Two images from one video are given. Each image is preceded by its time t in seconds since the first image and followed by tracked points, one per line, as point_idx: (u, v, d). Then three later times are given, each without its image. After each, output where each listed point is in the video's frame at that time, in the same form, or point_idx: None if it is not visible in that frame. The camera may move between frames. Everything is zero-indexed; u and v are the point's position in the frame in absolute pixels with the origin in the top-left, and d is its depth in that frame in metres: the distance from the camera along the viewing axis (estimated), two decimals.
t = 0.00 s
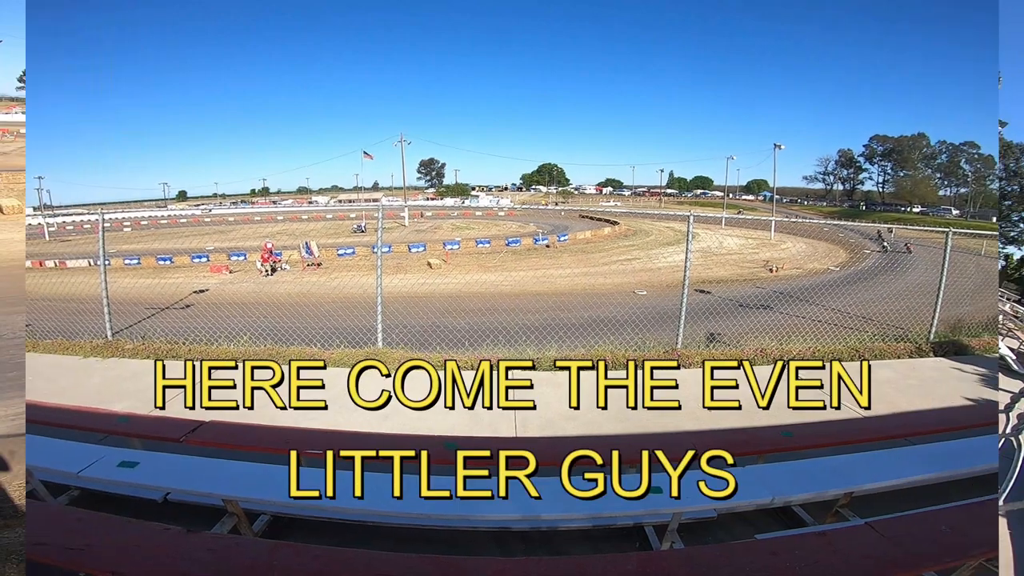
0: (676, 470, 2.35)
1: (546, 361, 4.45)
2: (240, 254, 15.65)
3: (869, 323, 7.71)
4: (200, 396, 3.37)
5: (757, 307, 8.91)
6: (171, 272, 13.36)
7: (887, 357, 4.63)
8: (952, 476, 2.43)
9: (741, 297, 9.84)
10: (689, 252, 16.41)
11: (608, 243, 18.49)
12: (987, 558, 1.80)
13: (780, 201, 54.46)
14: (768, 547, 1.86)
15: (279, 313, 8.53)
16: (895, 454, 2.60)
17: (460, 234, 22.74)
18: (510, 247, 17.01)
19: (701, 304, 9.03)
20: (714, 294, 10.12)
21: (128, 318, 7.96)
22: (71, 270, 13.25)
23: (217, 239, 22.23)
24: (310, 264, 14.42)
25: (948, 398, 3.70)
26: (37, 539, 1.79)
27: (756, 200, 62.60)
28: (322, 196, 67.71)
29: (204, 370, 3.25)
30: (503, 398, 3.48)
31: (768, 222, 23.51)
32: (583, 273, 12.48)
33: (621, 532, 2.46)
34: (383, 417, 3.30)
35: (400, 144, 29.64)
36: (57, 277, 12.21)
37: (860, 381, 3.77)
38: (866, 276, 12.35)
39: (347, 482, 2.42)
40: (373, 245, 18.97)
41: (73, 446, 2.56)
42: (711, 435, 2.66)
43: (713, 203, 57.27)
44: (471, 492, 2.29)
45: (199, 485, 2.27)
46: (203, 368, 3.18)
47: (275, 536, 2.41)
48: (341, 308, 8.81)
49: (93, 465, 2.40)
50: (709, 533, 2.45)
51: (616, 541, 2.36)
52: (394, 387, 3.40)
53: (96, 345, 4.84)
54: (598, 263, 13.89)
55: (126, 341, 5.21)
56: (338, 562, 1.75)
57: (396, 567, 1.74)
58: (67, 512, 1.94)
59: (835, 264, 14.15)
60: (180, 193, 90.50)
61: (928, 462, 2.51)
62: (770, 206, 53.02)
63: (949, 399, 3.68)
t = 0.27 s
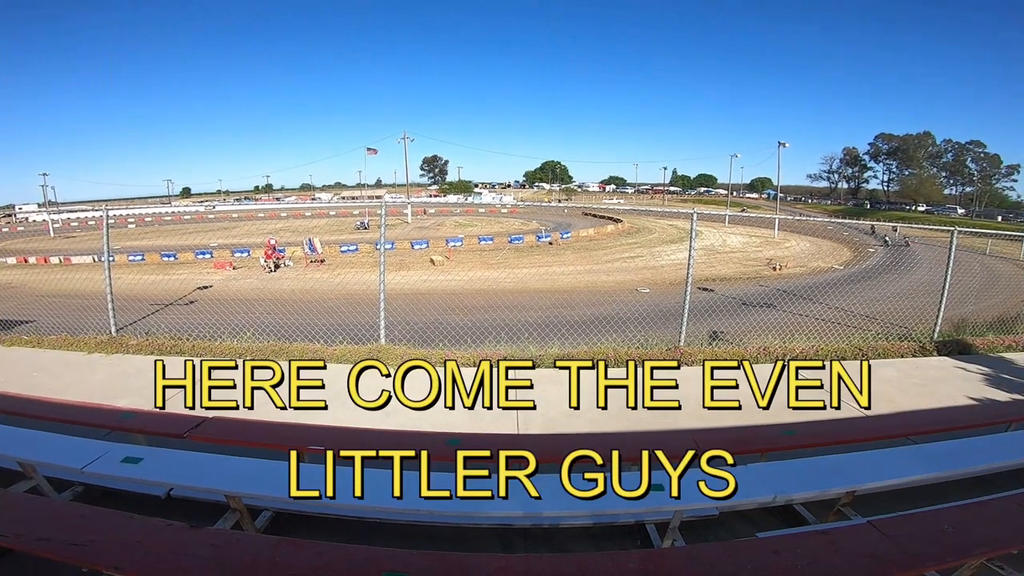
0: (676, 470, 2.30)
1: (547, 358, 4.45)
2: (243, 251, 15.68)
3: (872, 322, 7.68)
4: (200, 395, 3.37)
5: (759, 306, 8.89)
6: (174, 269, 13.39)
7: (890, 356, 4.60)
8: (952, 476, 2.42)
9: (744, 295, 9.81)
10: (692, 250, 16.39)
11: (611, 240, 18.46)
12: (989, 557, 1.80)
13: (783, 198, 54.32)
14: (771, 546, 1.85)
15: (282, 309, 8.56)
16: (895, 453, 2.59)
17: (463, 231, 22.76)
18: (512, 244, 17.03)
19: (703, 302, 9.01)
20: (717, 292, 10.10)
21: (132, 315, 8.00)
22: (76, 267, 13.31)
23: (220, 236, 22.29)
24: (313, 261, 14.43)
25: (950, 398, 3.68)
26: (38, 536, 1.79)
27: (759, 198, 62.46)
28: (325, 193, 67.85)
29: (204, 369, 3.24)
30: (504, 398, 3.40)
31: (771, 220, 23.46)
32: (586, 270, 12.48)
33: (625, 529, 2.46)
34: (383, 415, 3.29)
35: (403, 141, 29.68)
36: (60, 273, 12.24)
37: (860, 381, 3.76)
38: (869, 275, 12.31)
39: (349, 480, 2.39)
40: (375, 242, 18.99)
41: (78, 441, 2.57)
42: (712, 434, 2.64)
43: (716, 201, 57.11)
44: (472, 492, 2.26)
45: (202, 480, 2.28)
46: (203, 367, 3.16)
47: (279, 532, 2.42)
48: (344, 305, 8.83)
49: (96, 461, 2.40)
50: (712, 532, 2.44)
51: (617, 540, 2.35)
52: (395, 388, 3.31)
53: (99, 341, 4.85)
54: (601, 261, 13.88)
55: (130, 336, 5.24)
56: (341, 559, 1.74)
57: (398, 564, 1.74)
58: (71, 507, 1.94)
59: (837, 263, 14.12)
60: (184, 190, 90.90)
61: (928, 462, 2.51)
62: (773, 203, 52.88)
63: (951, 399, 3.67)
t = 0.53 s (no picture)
0: (676, 471, 2.28)
1: (549, 357, 4.45)
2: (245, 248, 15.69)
3: (874, 322, 7.67)
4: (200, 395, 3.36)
5: (761, 305, 8.87)
6: (176, 266, 13.40)
7: (892, 356, 4.59)
8: (953, 476, 2.42)
9: (745, 294, 9.80)
10: (694, 249, 16.38)
11: (612, 239, 18.44)
12: (988, 557, 1.80)
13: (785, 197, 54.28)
14: (770, 545, 1.85)
15: (284, 307, 8.57)
16: (895, 453, 2.59)
17: (465, 229, 22.77)
18: (514, 242, 17.03)
19: (705, 301, 9.00)
20: (719, 291, 10.09)
21: (135, 312, 8.02)
22: (78, 264, 13.34)
23: (223, 233, 22.31)
24: (315, 259, 14.44)
25: (952, 398, 3.67)
26: (41, 533, 1.80)
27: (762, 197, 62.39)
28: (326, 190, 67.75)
29: (204, 369, 3.23)
30: (504, 399, 3.36)
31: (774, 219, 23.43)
32: (588, 269, 12.47)
33: (625, 527, 2.47)
34: (383, 414, 3.29)
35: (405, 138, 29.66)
36: (63, 271, 12.24)
37: (860, 381, 3.75)
38: (872, 274, 12.29)
39: (348, 478, 2.38)
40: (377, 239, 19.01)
41: (80, 438, 2.58)
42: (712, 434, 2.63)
43: (718, 200, 57.00)
44: (472, 493, 2.26)
45: (204, 477, 2.29)
46: (203, 366, 3.16)
47: (280, 528, 2.44)
48: (345, 302, 8.84)
49: (98, 458, 2.41)
50: (712, 530, 2.45)
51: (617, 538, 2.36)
52: (395, 389, 3.28)
53: (102, 338, 4.87)
54: (603, 259, 13.87)
55: (132, 334, 5.25)
56: (342, 557, 1.75)
57: (399, 561, 1.74)
58: (73, 504, 1.95)
59: (839, 262, 14.11)
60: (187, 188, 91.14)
61: (928, 462, 2.51)
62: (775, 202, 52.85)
63: (952, 398, 3.66)
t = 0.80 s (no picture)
0: (676, 471, 2.27)
1: (550, 355, 4.45)
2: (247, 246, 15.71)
3: (876, 321, 7.66)
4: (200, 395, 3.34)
5: (763, 304, 8.85)
6: (178, 264, 13.41)
7: (895, 355, 4.59)
8: (952, 476, 2.42)
9: (747, 293, 9.78)
10: (696, 247, 16.36)
11: (614, 237, 18.44)
12: (988, 556, 1.80)
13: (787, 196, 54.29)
14: (770, 544, 1.85)
15: (285, 304, 8.57)
16: (895, 452, 2.59)
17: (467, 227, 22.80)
18: (516, 240, 17.01)
19: (707, 300, 8.99)
20: (720, 289, 10.08)
21: (136, 309, 8.02)
22: (80, 261, 13.34)
23: (224, 231, 22.31)
24: (317, 256, 14.46)
25: (953, 398, 3.67)
26: (43, 530, 1.81)
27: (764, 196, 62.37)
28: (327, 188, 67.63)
29: (204, 369, 3.21)
30: (504, 398, 3.33)
31: (775, 218, 23.42)
32: (589, 267, 12.45)
33: (626, 525, 2.47)
34: (382, 413, 3.29)
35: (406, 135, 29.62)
36: (65, 268, 12.25)
37: (861, 381, 3.74)
38: (874, 273, 12.26)
39: (348, 477, 2.37)
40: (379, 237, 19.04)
41: (82, 435, 2.59)
42: (713, 432, 2.61)
43: (720, 198, 57.06)
44: (472, 492, 2.25)
45: (204, 476, 2.29)
46: (203, 366, 3.14)
47: (280, 525, 2.45)
48: (346, 300, 8.84)
49: (100, 455, 2.42)
50: (712, 529, 2.45)
51: (618, 536, 2.36)
52: (395, 389, 3.27)
53: (104, 335, 4.88)
54: (604, 258, 13.84)
55: (134, 331, 5.25)
56: (344, 553, 1.76)
57: (400, 558, 1.75)
58: (75, 501, 1.96)
59: (842, 261, 14.08)
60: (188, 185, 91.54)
61: (927, 461, 2.51)
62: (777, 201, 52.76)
63: (953, 398, 3.65)
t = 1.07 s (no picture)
0: (677, 470, 2.26)
1: (551, 352, 4.45)
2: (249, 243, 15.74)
3: (877, 319, 7.64)
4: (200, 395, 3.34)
5: (764, 301, 8.83)
6: (180, 261, 13.45)
7: (896, 353, 4.58)
8: (954, 474, 2.42)
9: (748, 291, 9.76)
10: (697, 245, 16.34)
11: (615, 235, 18.43)
12: (989, 555, 1.79)
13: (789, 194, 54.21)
14: (771, 542, 1.85)
15: (287, 302, 8.58)
16: (896, 450, 2.58)
17: (467, 225, 22.81)
18: (517, 238, 17.01)
19: (708, 298, 8.98)
20: (721, 287, 10.07)
21: (138, 307, 8.04)
22: (82, 260, 13.36)
23: (226, 229, 22.33)
24: (318, 254, 14.49)
25: (954, 396, 3.66)
26: (44, 528, 1.81)
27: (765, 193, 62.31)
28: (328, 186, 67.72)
29: (204, 368, 3.20)
30: (504, 398, 3.28)
31: (777, 216, 23.40)
32: (590, 265, 12.45)
33: (626, 523, 2.47)
34: (383, 413, 3.29)
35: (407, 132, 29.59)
36: (67, 266, 12.30)
37: (861, 380, 3.74)
38: (876, 271, 12.23)
39: (348, 476, 2.37)
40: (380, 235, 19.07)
41: (83, 433, 2.59)
42: (715, 431, 2.60)
43: (721, 196, 57.02)
44: (472, 492, 2.24)
45: (205, 474, 2.29)
46: (203, 366, 3.13)
47: (282, 523, 2.45)
48: (347, 298, 8.85)
49: (101, 453, 2.43)
50: (713, 527, 2.45)
51: (619, 535, 2.36)
52: (394, 389, 3.25)
53: (106, 333, 4.88)
54: (605, 255, 13.83)
55: (136, 329, 5.26)
56: (346, 552, 1.76)
57: (400, 556, 1.75)
58: (77, 500, 1.96)
59: (843, 259, 14.06)
60: (190, 183, 91.70)
61: (928, 460, 2.50)
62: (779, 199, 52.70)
63: (954, 396, 3.65)
